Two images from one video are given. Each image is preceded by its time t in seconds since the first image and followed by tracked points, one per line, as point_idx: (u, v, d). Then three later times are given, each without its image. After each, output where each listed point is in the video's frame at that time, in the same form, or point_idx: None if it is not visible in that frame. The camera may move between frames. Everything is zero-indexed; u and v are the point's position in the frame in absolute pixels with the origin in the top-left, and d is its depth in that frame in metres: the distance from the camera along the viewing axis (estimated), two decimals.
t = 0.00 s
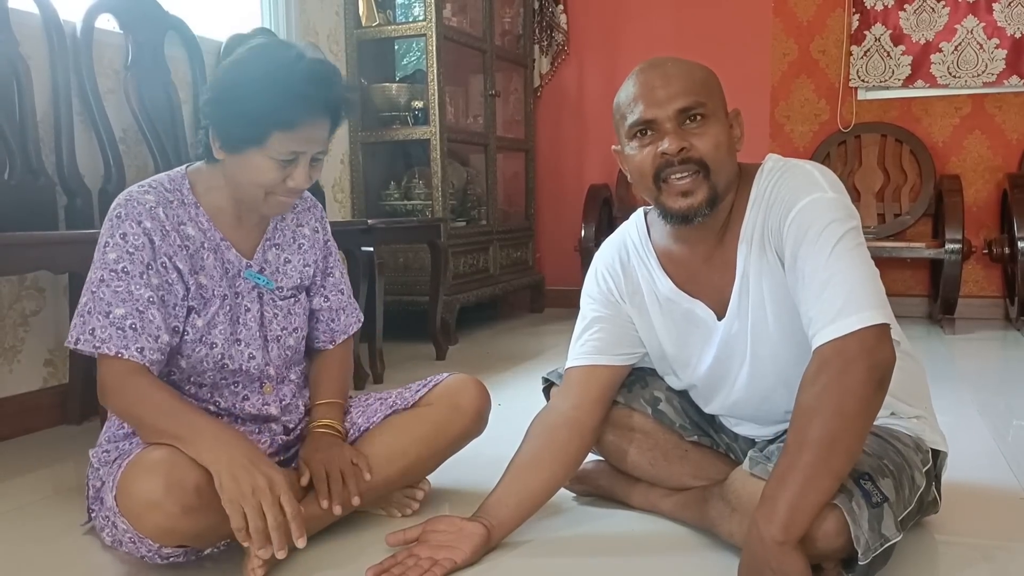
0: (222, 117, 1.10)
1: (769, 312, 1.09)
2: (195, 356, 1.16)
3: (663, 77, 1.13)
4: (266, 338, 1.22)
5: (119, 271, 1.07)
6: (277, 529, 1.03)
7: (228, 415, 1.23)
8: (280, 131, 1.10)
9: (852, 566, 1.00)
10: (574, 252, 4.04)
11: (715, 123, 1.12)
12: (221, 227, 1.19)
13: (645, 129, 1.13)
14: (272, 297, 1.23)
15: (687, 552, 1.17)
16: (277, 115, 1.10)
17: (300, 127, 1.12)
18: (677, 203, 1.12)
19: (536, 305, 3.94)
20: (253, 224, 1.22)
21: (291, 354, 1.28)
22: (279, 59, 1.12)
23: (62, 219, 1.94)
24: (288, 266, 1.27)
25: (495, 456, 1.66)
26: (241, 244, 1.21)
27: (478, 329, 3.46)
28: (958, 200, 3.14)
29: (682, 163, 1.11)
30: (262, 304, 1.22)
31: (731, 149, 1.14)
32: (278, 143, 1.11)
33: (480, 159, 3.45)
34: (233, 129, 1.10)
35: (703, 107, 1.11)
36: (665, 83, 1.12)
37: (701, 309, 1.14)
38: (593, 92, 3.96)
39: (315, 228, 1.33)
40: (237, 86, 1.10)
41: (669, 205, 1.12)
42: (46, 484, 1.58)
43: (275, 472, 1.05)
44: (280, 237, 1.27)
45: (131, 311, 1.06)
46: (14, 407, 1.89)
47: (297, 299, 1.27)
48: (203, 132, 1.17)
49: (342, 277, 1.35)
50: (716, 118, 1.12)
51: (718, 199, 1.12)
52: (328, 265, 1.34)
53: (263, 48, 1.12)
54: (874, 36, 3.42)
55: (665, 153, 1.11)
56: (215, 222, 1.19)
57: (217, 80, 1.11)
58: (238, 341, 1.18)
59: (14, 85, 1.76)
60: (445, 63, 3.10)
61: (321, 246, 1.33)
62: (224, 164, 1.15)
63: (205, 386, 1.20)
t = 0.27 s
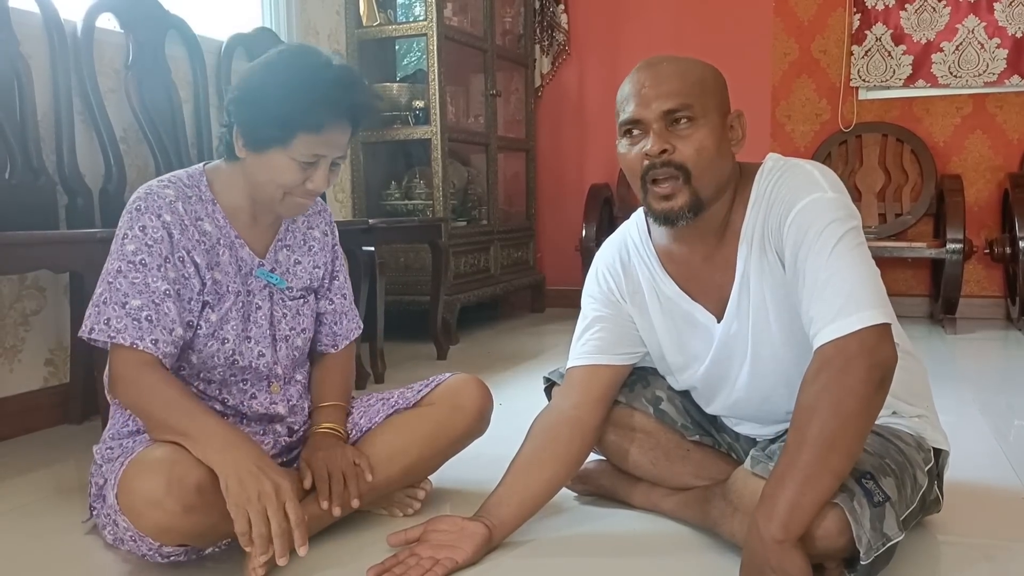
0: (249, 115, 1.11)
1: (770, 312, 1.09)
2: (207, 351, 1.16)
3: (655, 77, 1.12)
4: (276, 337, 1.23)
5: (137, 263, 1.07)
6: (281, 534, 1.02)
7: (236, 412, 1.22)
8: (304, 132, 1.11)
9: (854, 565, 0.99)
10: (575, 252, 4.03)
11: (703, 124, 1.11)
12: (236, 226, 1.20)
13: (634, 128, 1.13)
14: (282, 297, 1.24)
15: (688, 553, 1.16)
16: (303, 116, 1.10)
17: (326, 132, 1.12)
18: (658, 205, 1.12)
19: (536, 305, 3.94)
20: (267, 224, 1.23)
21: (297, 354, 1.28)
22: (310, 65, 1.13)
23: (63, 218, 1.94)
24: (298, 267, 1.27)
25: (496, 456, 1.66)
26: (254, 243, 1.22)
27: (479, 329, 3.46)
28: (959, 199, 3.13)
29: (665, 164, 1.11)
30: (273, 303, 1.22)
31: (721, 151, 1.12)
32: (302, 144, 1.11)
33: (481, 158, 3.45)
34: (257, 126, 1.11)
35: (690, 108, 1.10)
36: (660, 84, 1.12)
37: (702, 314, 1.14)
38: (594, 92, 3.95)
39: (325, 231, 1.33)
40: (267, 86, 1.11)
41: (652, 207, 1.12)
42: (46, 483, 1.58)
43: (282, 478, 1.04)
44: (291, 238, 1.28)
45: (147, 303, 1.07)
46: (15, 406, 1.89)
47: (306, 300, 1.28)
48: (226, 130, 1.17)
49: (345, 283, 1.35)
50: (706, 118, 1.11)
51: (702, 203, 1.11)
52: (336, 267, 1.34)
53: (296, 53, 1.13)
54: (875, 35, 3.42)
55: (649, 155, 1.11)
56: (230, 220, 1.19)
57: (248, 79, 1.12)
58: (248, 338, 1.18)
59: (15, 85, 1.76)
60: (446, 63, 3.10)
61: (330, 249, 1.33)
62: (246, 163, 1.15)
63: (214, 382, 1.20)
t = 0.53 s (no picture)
0: (256, 118, 1.10)
1: (774, 310, 1.08)
2: (210, 349, 1.16)
3: (658, 72, 1.12)
4: (278, 337, 1.22)
5: (140, 261, 1.07)
6: (316, 493, 1.03)
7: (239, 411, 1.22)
8: (311, 137, 1.10)
9: (857, 564, 0.99)
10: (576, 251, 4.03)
11: (707, 118, 1.10)
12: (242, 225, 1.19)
13: (637, 121, 1.13)
14: (286, 296, 1.23)
15: (690, 552, 1.16)
16: (311, 122, 1.09)
17: (333, 137, 1.11)
18: (660, 197, 1.12)
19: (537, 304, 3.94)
20: (271, 225, 1.22)
21: (299, 354, 1.28)
22: (320, 67, 1.11)
23: (64, 217, 1.94)
24: (302, 267, 1.26)
25: (498, 455, 1.66)
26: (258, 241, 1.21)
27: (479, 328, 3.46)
28: (960, 198, 3.13)
29: (666, 157, 1.11)
30: (276, 302, 1.22)
31: (725, 147, 1.12)
32: (308, 149, 1.11)
33: (481, 158, 3.44)
34: (264, 128, 1.10)
35: (693, 102, 1.10)
36: (664, 78, 1.11)
37: (706, 314, 1.14)
38: (595, 91, 3.95)
39: (329, 231, 1.32)
40: (276, 89, 1.10)
41: (654, 200, 1.12)
42: (47, 482, 1.58)
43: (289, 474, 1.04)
44: (296, 238, 1.27)
45: (150, 301, 1.06)
46: (15, 405, 1.89)
47: (309, 301, 1.27)
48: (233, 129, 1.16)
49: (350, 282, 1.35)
50: (710, 113, 1.11)
51: (704, 197, 1.11)
52: (340, 269, 1.34)
53: (306, 55, 1.12)
54: (877, 34, 3.42)
55: (651, 147, 1.11)
56: (236, 218, 1.18)
57: (257, 80, 1.11)
58: (251, 338, 1.18)
59: (15, 84, 1.76)
60: (447, 61, 3.10)
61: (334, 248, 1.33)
62: (252, 163, 1.14)
63: (217, 381, 1.20)
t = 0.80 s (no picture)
0: (267, 126, 1.08)
1: (775, 310, 1.08)
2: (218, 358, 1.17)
3: (660, 70, 1.12)
4: (283, 343, 1.24)
5: (166, 272, 1.06)
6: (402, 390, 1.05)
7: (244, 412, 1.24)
8: (322, 145, 1.08)
9: (859, 563, 0.99)
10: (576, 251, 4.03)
11: (708, 117, 1.10)
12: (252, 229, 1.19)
13: (639, 120, 1.13)
14: (292, 302, 1.24)
15: (691, 551, 1.16)
16: (323, 131, 1.07)
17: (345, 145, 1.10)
18: (661, 195, 1.12)
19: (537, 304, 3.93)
20: (280, 230, 1.22)
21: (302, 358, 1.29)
22: (331, 72, 1.08)
23: (64, 216, 1.94)
24: (310, 271, 1.26)
25: (498, 455, 1.66)
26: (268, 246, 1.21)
27: (479, 328, 3.46)
28: (961, 198, 3.13)
29: (667, 156, 1.11)
30: (283, 308, 1.23)
31: (727, 146, 1.12)
32: (319, 158, 1.09)
33: (482, 158, 3.44)
34: (274, 137, 1.08)
35: (695, 101, 1.10)
36: (667, 78, 1.11)
37: (708, 314, 1.14)
38: (595, 91, 3.95)
39: (339, 231, 1.31)
40: (285, 96, 1.07)
41: (654, 197, 1.12)
42: (47, 481, 1.58)
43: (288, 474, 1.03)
44: (303, 242, 1.26)
45: (183, 312, 1.06)
46: (14, 404, 1.89)
47: (317, 306, 1.28)
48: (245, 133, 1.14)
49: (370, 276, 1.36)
50: (711, 112, 1.11)
51: (705, 197, 1.11)
52: (354, 264, 1.34)
53: (315, 59, 1.09)
54: (877, 34, 3.41)
55: (652, 146, 1.11)
56: (247, 225, 1.18)
57: (266, 85, 1.08)
58: (258, 345, 1.20)
59: (16, 83, 1.76)
60: (447, 61, 3.10)
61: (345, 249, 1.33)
62: (263, 169, 1.13)
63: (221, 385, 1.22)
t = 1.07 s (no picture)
0: (307, 134, 1.08)
1: (778, 309, 1.08)
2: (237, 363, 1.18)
3: (663, 70, 1.12)
4: (304, 349, 1.26)
5: (206, 274, 1.07)
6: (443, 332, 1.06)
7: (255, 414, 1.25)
8: (361, 154, 1.07)
9: (861, 563, 0.99)
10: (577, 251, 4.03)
11: (711, 117, 1.10)
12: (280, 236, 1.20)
13: (641, 120, 1.13)
14: (314, 310, 1.26)
15: (693, 552, 1.16)
16: (363, 139, 1.07)
17: (384, 155, 1.09)
18: (664, 196, 1.12)
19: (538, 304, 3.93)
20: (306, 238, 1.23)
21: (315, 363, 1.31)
22: (371, 84, 1.09)
23: (65, 216, 1.94)
24: (332, 277, 1.28)
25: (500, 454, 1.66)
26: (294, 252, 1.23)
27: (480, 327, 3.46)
28: (961, 198, 3.12)
29: (671, 157, 1.11)
30: (304, 315, 1.25)
31: (730, 146, 1.12)
32: (358, 166, 1.08)
33: (483, 157, 3.44)
34: (313, 145, 1.08)
35: (698, 102, 1.10)
36: (670, 78, 1.11)
37: (710, 314, 1.14)
38: (596, 91, 3.95)
39: (362, 237, 1.33)
40: (327, 105, 1.07)
41: (656, 197, 1.12)
42: (49, 480, 1.58)
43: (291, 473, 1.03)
44: (326, 249, 1.27)
45: (224, 313, 1.06)
46: (16, 404, 1.89)
47: (337, 313, 1.30)
48: (281, 141, 1.14)
49: (393, 277, 1.36)
50: (715, 112, 1.11)
51: (708, 198, 1.11)
52: (378, 265, 1.35)
53: (357, 71, 1.09)
54: (878, 34, 3.41)
55: (655, 146, 1.11)
56: (276, 233, 1.19)
57: (308, 94, 1.09)
58: (278, 351, 1.22)
59: (18, 83, 1.76)
60: (448, 61, 3.10)
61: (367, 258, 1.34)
62: (299, 178, 1.13)
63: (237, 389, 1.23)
